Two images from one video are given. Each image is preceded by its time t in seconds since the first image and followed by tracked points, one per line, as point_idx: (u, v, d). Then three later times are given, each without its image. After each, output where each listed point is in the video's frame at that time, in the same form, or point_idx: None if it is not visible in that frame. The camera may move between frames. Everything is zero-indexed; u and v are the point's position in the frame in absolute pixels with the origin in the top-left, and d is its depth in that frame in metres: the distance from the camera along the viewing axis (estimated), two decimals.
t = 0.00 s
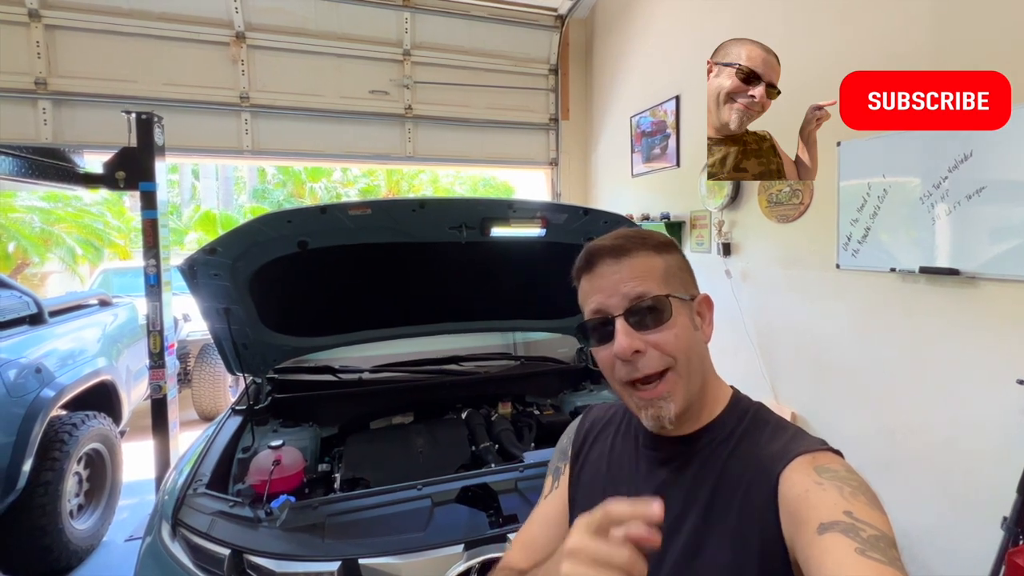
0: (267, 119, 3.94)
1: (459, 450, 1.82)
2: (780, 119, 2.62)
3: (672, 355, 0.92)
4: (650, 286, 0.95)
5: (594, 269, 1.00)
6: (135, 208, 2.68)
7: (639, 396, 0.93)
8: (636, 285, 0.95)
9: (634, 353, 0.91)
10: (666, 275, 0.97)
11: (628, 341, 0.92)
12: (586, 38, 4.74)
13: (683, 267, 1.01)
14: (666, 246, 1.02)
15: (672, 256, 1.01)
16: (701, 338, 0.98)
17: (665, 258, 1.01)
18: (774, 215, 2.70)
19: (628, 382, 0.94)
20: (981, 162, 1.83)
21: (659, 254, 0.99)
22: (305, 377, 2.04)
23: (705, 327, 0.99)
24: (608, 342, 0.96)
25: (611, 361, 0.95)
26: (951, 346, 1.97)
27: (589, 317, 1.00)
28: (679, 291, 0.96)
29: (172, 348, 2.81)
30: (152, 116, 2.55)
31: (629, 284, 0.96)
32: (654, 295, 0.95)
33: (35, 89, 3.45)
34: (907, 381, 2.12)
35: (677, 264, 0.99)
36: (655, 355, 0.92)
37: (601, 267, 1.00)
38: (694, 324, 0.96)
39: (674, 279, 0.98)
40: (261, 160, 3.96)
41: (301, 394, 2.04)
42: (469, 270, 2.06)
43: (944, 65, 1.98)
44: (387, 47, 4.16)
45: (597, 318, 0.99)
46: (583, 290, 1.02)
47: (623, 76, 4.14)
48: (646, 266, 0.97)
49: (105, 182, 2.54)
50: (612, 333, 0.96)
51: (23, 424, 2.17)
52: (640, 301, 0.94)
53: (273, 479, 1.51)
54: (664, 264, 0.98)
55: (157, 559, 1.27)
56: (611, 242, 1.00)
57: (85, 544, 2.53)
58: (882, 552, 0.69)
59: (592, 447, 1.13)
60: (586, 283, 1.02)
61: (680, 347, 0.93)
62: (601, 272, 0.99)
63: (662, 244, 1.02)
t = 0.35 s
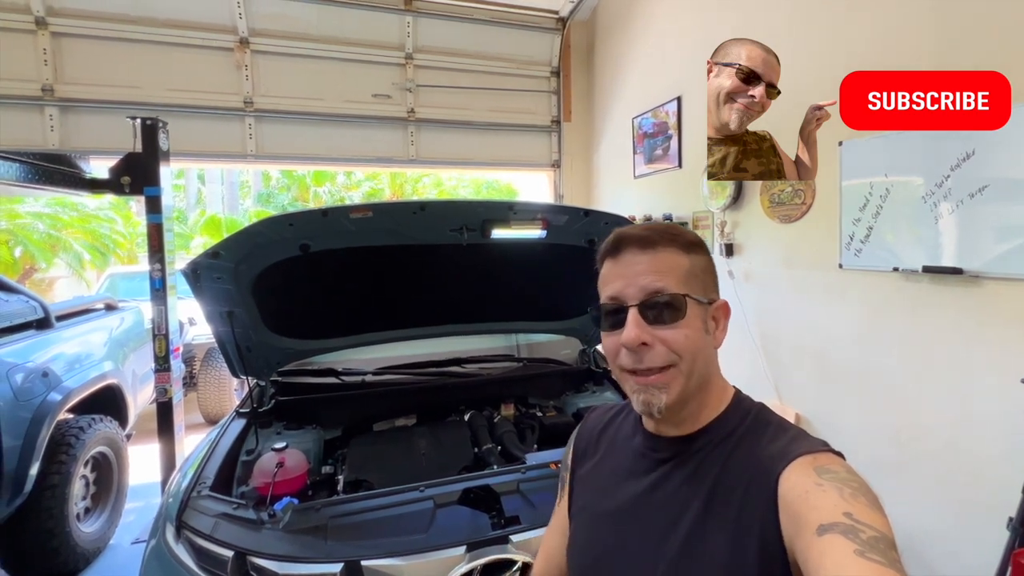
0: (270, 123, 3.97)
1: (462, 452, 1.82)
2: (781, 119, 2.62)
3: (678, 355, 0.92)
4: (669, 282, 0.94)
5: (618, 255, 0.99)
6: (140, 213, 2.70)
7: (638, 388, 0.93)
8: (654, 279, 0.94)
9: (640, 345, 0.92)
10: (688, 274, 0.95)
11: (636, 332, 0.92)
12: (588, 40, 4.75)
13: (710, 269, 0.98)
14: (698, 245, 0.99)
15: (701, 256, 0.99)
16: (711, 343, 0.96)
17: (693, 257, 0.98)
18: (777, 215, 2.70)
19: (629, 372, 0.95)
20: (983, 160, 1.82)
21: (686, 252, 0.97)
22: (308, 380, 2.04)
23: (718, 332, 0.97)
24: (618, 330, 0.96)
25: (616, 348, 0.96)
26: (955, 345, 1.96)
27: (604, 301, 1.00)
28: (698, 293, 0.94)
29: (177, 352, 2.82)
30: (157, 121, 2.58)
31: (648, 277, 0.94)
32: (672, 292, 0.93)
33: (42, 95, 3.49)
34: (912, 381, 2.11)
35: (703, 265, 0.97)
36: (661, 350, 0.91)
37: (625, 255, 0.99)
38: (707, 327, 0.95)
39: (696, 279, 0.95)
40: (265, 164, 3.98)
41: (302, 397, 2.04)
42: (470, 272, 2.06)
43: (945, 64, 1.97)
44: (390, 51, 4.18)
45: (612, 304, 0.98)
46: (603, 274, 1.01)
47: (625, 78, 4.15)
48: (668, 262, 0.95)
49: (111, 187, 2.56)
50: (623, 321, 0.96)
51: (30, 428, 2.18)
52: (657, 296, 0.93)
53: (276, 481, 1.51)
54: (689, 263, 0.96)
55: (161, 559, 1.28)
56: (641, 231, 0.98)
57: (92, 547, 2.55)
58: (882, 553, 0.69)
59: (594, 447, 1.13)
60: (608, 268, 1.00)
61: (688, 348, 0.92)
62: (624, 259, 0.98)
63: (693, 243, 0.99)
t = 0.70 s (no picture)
0: (275, 128, 4.00)
1: (465, 454, 1.82)
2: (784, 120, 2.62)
3: (666, 353, 0.92)
4: (664, 282, 0.93)
5: (625, 251, 1.00)
6: (146, 217, 2.72)
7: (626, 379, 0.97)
8: (648, 278, 0.94)
9: (624, 340, 0.94)
10: (689, 274, 0.93)
11: (622, 328, 0.95)
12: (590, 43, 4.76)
13: (721, 270, 0.95)
14: (710, 245, 0.95)
15: (712, 256, 0.95)
16: (714, 345, 0.94)
17: (702, 257, 0.95)
18: (780, 215, 2.69)
19: (620, 363, 0.98)
20: (987, 158, 1.81)
21: (692, 252, 0.95)
22: (313, 381, 2.06)
23: (721, 334, 0.94)
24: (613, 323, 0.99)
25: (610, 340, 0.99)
26: (961, 345, 1.94)
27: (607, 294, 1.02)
28: (698, 295, 0.93)
29: (183, 355, 2.84)
30: (162, 127, 2.60)
31: (642, 275, 0.95)
32: (664, 291, 0.93)
33: (50, 103, 3.53)
34: (918, 382, 2.09)
35: (710, 266, 0.94)
36: (647, 347, 0.93)
37: (630, 252, 0.99)
38: (706, 330, 0.93)
39: (699, 280, 0.93)
40: (270, 169, 4.01)
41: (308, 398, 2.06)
42: (472, 273, 2.06)
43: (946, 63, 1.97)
44: (393, 55, 4.20)
45: (614, 298, 1.01)
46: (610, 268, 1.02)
47: (627, 80, 4.15)
48: (669, 262, 0.94)
49: (117, 193, 2.59)
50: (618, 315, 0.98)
51: (38, 431, 2.20)
52: (648, 295, 0.94)
53: (280, 483, 1.52)
54: (691, 263, 0.93)
55: (165, 560, 1.29)
56: (645, 228, 0.97)
57: (99, 550, 2.56)
58: (891, 555, 0.68)
59: (604, 440, 1.13)
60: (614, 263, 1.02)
61: (677, 348, 0.92)
62: (628, 255, 0.99)
63: (705, 242, 0.95)
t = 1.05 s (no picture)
0: (281, 132, 4.03)
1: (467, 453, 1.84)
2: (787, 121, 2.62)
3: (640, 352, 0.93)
4: (647, 283, 0.93)
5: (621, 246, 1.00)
6: (154, 220, 2.76)
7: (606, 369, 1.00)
8: (633, 277, 0.94)
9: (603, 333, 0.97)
10: (675, 278, 0.92)
11: (602, 322, 0.97)
12: (593, 46, 4.77)
13: (715, 275, 0.92)
14: (708, 248, 0.92)
15: (707, 260, 0.92)
16: (697, 351, 0.93)
17: (697, 260, 0.93)
18: (783, 216, 2.69)
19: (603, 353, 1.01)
20: (990, 157, 1.80)
21: (685, 255, 0.93)
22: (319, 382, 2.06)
23: (707, 341, 0.93)
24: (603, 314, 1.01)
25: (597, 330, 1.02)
26: (966, 346, 1.93)
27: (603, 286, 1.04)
28: (681, 300, 0.92)
29: (190, 357, 2.87)
30: (170, 131, 2.64)
31: (629, 273, 0.95)
32: (646, 293, 0.93)
33: (61, 108, 3.58)
34: (922, 382, 2.08)
35: (700, 272, 0.92)
36: (624, 344, 0.94)
37: (625, 248, 0.99)
38: (688, 335, 0.92)
39: (685, 284, 0.92)
40: (275, 172, 4.05)
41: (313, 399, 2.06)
42: (475, 273, 2.08)
43: (947, 62, 1.97)
44: (397, 59, 4.24)
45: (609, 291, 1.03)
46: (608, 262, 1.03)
47: (630, 82, 4.16)
48: (657, 263, 0.93)
49: (126, 196, 2.62)
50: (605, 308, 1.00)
51: (47, 432, 2.23)
52: (630, 293, 0.95)
53: (284, 482, 1.53)
54: (679, 268, 0.92)
55: (172, 559, 1.30)
56: (642, 226, 0.96)
57: (107, 550, 2.59)
58: (886, 545, 0.68)
59: (604, 428, 1.13)
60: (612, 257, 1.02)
61: (652, 349, 0.92)
62: (624, 251, 0.99)
63: (702, 246, 0.92)
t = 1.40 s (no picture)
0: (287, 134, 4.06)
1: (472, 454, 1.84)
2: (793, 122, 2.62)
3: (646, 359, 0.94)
4: (653, 290, 0.94)
5: (628, 250, 1.00)
6: (161, 221, 2.78)
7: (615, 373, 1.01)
8: (638, 283, 0.95)
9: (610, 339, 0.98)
10: (682, 284, 0.92)
11: (610, 327, 0.98)
12: (598, 47, 4.77)
13: (722, 282, 0.92)
14: (715, 254, 0.92)
15: (715, 266, 0.92)
16: (705, 359, 0.93)
17: (705, 266, 0.92)
18: (788, 217, 2.69)
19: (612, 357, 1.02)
20: (997, 159, 1.79)
21: (692, 261, 0.92)
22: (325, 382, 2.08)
23: (714, 348, 0.93)
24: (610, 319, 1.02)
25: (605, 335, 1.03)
26: (973, 348, 1.92)
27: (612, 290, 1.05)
28: (688, 306, 0.92)
29: (197, 357, 2.89)
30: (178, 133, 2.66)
31: (634, 279, 0.95)
32: (652, 300, 0.93)
33: (69, 110, 3.62)
34: (929, 385, 2.07)
35: (708, 278, 0.91)
36: (630, 350, 0.95)
37: (632, 253, 0.99)
38: (695, 343, 0.92)
39: (692, 291, 0.92)
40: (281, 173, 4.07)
41: (318, 399, 2.10)
42: (480, 273, 2.08)
43: (954, 63, 1.95)
44: (402, 61, 4.25)
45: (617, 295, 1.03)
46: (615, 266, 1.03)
47: (635, 83, 4.16)
48: (663, 270, 0.93)
49: (134, 197, 2.65)
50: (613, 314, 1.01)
51: (55, 431, 2.25)
52: (637, 300, 0.95)
53: (290, 482, 1.54)
54: (686, 274, 0.92)
55: (179, 558, 1.30)
56: (648, 232, 0.95)
57: (113, 549, 2.60)
58: (902, 552, 0.68)
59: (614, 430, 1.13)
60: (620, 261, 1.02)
61: (657, 357, 0.93)
62: (630, 255, 0.99)
63: (710, 252, 0.92)
